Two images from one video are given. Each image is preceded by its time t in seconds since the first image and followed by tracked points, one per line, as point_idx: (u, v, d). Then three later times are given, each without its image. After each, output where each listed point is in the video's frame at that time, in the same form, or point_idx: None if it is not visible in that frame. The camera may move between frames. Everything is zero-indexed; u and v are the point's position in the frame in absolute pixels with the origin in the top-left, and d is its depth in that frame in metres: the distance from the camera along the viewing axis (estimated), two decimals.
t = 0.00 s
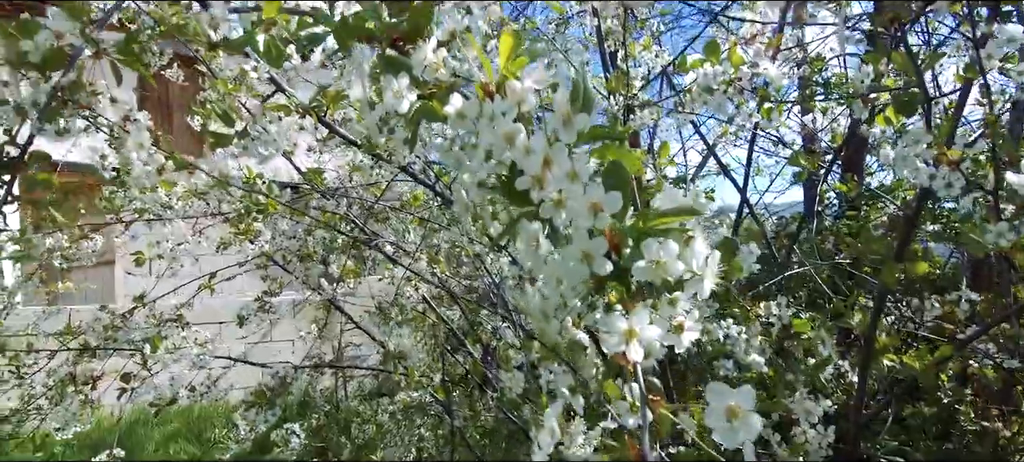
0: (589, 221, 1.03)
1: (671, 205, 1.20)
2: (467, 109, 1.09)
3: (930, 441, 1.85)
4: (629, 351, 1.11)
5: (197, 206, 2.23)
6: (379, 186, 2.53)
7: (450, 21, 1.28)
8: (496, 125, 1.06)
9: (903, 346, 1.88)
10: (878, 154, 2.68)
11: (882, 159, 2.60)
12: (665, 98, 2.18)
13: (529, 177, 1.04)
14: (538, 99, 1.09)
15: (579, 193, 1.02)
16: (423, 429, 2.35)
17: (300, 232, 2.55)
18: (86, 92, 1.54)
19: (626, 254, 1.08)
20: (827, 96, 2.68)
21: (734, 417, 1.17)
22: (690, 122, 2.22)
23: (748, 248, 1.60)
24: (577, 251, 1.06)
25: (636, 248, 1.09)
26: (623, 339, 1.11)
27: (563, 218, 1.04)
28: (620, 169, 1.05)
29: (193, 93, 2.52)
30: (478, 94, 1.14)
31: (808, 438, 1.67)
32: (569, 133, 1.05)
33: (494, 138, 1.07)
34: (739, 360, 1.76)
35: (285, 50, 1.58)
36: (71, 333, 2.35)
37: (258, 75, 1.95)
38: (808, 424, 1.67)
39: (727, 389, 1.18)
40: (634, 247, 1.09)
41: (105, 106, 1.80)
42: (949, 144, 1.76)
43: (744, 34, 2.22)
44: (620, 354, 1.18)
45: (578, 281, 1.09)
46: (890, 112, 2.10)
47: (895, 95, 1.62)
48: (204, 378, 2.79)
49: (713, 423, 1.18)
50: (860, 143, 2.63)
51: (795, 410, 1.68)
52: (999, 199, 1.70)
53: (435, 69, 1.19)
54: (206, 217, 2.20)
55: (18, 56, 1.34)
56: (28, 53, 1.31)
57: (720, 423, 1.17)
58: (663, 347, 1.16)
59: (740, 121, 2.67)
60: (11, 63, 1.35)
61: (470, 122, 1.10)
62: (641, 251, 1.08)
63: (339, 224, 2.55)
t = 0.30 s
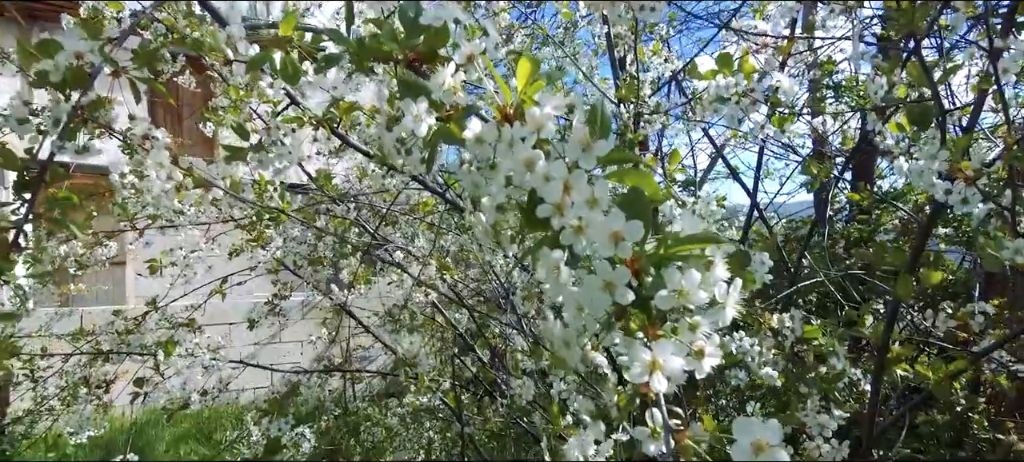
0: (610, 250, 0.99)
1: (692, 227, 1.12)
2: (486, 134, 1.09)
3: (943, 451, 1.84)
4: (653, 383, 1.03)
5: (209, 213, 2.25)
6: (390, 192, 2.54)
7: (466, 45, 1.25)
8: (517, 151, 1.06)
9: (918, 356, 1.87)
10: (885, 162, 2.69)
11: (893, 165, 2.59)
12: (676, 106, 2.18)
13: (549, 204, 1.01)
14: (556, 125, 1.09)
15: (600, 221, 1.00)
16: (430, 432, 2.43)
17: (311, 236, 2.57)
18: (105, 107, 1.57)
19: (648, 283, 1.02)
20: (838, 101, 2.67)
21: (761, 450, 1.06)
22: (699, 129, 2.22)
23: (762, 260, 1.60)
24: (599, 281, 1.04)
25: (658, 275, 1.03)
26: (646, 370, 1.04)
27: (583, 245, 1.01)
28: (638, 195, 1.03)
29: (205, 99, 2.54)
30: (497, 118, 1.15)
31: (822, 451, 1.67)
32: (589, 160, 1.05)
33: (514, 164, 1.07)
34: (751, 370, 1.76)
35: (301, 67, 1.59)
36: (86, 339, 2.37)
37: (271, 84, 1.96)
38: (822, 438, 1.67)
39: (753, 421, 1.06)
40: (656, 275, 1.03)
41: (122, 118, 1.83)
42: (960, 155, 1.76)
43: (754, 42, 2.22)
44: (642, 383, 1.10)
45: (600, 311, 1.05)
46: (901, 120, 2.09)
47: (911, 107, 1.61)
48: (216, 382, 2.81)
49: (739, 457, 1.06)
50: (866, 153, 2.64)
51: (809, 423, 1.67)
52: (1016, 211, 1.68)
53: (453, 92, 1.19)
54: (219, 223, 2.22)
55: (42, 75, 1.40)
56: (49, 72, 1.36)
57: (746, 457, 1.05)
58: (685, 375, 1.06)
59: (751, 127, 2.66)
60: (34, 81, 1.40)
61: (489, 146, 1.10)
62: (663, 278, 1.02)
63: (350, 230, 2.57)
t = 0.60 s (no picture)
0: (621, 268, 0.98)
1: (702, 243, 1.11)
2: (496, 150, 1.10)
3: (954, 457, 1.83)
4: (664, 403, 1.03)
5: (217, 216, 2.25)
6: (396, 195, 2.54)
7: (477, 60, 1.27)
8: (525, 168, 1.07)
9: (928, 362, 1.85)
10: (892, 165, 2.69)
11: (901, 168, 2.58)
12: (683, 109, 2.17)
13: (560, 223, 1.02)
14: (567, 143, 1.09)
15: (610, 239, 0.99)
16: (438, 433, 2.39)
17: (318, 240, 2.58)
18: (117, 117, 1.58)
19: (659, 302, 0.99)
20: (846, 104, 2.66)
21: None
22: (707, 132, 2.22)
23: (771, 266, 1.59)
24: (610, 300, 1.03)
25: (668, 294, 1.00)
26: (657, 390, 1.03)
27: (593, 263, 1.01)
28: (650, 212, 1.00)
29: (214, 103, 2.56)
30: (506, 134, 1.15)
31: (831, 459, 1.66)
32: (599, 177, 1.05)
33: (524, 180, 1.07)
34: (759, 377, 1.76)
35: (312, 76, 1.61)
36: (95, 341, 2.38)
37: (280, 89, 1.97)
38: (832, 445, 1.65)
39: (768, 442, 1.00)
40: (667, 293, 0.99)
41: (132, 125, 1.85)
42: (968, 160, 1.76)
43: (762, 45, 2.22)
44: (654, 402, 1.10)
45: (611, 330, 1.05)
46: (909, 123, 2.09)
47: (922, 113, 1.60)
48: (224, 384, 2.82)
49: None
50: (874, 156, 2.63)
51: (818, 431, 1.66)
52: None
53: (464, 107, 1.17)
54: (227, 227, 2.23)
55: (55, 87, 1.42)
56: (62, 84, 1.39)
57: None
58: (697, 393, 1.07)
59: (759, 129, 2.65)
60: (45, 91, 1.41)
61: (500, 163, 1.14)
62: (674, 297, 0.98)
63: (356, 233, 2.57)
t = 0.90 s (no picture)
0: (630, 290, 0.99)
1: (712, 261, 1.09)
2: (505, 169, 1.12)
3: None
4: (674, 427, 1.05)
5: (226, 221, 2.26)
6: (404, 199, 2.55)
7: (484, 77, 1.30)
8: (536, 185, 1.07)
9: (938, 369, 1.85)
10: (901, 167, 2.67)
11: (910, 170, 2.56)
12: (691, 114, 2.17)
13: (569, 242, 1.02)
14: (575, 161, 1.09)
15: (619, 259, 1.00)
16: (444, 436, 2.41)
17: (326, 243, 2.59)
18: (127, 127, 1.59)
19: (669, 324, 0.98)
20: (853, 106, 2.65)
21: None
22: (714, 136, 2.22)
23: (780, 274, 1.59)
24: (619, 322, 1.01)
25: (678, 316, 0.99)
26: (668, 415, 1.05)
27: (602, 282, 1.01)
28: (659, 232, 1.05)
29: (223, 107, 2.58)
30: (515, 150, 1.17)
31: None
32: (608, 196, 1.05)
33: (532, 198, 1.07)
34: (768, 384, 1.75)
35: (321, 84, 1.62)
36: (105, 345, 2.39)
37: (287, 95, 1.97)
38: (841, 455, 1.65)
39: None
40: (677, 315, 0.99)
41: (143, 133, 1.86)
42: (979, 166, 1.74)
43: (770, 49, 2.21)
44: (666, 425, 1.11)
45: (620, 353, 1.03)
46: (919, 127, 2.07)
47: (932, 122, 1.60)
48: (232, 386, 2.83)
49: None
50: (883, 159, 2.62)
51: (828, 441, 1.65)
52: None
53: (471, 124, 1.21)
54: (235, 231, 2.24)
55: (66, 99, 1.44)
56: (73, 96, 1.40)
57: None
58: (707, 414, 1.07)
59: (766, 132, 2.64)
60: (57, 103, 1.42)
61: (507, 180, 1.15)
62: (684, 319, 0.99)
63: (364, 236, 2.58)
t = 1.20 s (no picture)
0: (650, 306, 0.98)
1: (730, 276, 1.09)
2: (522, 183, 1.11)
3: None
4: (697, 448, 1.04)
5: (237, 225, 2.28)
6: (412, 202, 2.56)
7: (500, 90, 1.36)
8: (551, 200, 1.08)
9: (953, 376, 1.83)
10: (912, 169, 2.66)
11: (921, 172, 2.55)
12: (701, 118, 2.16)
13: (587, 259, 1.02)
14: (592, 177, 1.09)
15: (638, 274, 0.99)
16: (453, 438, 2.31)
17: (335, 246, 2.61)
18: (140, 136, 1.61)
19: (691, 343, 0.96)
20: (863, 108, 2.64)
21: None
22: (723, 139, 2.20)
23: (792, 281, 1.58)
24: (639, 340, 0.98)
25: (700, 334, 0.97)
26: (690, 435, 1.04)
27: (620, 299, 1.01)
28: (676, 248, 1.04)
29: (232, 111, 2.60)
30: (529, 162, 1.16)
31: None
32: (626, 211, 1.05)
33: (549, 214, 1.09)
34: (780, 390, 1.74)
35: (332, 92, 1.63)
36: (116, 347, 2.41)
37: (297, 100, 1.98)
38: None
39: None
40: (698, 333, 0.97)
41: (155, 140, 1.87)
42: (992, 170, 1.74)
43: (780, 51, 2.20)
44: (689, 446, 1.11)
45: (640, 372, 1.00)
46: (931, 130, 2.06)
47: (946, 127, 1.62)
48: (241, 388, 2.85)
49: None
50: (893, 162, 2.60)
51: (841, 449, 1.64)
52: None
53: (486, 136, 1.18)
54: (246, 235, 2.25)
55: (81, 112, 1.42)
56: (89, 109, 1.37)
57: None
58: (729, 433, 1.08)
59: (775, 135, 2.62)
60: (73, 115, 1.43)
61: (522, 195, 1.13)
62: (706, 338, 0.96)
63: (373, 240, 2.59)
